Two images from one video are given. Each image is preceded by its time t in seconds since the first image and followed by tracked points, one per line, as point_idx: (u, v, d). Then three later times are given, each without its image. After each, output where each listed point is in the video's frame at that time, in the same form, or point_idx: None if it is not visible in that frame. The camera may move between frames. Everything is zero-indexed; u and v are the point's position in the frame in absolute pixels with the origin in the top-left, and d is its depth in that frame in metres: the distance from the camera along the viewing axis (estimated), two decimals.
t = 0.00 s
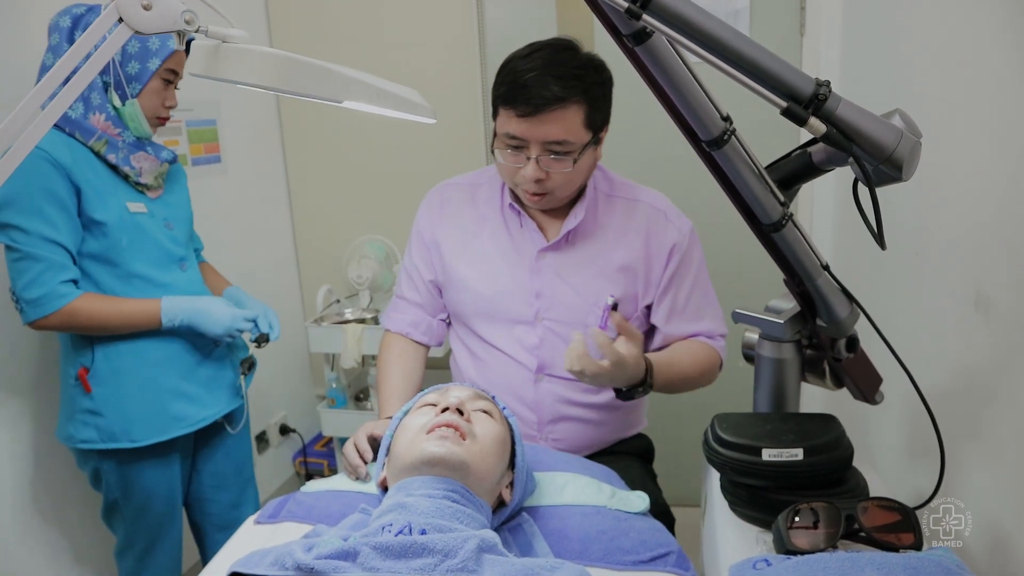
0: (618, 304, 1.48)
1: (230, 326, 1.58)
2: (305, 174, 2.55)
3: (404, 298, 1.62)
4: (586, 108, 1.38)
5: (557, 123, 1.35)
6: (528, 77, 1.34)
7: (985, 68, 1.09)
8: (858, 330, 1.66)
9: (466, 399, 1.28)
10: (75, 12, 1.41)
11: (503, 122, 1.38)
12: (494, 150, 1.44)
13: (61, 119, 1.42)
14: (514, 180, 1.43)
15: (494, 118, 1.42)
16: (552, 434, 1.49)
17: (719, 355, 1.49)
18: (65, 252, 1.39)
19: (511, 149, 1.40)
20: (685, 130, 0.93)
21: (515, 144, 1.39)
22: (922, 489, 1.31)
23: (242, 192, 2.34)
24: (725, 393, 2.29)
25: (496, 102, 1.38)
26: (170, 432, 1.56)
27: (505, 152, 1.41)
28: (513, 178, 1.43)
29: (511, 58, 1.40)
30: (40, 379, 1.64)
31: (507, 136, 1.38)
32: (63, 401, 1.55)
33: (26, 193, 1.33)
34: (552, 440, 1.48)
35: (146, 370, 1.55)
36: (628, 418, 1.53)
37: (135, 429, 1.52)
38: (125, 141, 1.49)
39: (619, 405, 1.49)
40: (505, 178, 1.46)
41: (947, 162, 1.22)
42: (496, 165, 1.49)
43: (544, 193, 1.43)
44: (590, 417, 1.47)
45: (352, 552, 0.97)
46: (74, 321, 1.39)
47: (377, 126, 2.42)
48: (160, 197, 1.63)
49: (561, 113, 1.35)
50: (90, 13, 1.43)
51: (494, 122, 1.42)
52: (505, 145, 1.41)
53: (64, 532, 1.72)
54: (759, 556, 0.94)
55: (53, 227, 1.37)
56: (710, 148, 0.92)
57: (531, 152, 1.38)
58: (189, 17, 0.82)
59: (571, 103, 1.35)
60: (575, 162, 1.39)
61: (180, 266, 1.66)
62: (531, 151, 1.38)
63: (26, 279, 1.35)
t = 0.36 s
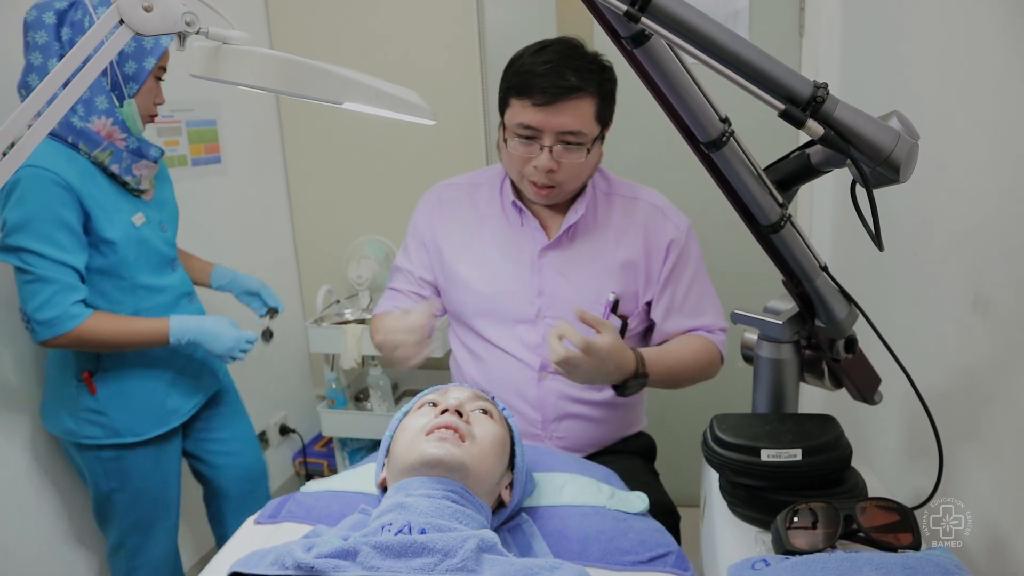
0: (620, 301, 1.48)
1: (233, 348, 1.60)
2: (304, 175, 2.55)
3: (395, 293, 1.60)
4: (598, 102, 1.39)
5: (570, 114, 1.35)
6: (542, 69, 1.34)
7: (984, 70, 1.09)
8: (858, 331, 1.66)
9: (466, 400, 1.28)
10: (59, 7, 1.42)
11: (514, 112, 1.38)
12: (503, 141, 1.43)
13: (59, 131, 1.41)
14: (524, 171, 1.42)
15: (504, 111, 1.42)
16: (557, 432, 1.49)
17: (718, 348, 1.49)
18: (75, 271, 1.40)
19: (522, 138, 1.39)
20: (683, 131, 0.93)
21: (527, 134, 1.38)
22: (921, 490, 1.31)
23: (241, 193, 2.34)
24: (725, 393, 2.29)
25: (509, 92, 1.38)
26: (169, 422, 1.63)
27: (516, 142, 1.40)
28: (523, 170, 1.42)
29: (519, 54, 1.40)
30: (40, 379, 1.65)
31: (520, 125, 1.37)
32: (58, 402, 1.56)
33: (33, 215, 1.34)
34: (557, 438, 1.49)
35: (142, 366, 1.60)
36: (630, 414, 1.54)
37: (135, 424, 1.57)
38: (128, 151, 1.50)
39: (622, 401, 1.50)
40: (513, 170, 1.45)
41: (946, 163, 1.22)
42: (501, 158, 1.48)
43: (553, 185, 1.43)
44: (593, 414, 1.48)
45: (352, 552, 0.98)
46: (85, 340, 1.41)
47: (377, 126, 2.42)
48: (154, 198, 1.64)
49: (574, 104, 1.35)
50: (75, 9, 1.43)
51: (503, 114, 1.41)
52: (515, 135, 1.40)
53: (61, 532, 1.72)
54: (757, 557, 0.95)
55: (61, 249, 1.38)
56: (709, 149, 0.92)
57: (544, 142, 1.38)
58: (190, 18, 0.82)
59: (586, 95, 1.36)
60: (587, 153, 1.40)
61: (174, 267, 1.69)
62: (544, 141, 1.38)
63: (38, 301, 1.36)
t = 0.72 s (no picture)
0: (625, 296, 1.49)
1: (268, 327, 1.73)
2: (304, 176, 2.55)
3: (391, 300, 1.56)
4: (596, 101, 1.39)
5: (570, 113, 1.35)
6: (539, 70, 1.34)
7: (983, 71, 1.09)
8: (858, 331, 1.66)
9: (466, 400, 1.28)
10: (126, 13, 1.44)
11: (513, 113, 1.37)
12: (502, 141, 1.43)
13: (117, 125, 1.49)
14: (524, 172, 1.42)
15: (501, 112, 1.42)
16: (565, 431, 1.49)
17: (717, 339, 1.51)
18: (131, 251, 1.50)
19: (522, 139, 1.39)
20: (682, 133, 0.93)
21: (526, 134, 1.38)
22: (920, 490, 1.31)
23: (241, 194, 2.34)
24: (725, 394, 2.29)
25: (507, 94, 1.37)
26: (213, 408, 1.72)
27: (516, 142, 1.39)
28: (523, 170, 1.42)
29: (514, 57, 1.40)
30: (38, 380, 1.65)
31: (520, 126, 1.37)
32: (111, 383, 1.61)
33: (94, 194, 1.44)
34: (566, 437, 1.49)
35: (187, 356, 1.66)
36: (633, 409, 1.55)
37: (185, 408, 1.65)
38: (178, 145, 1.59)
39: (627, 396, 1.51)
40: (511, 172, 1.45)
41: (944, 164, 1.22)
42: (500, 159, 1.48)
43: (554, 185, 1.42)
44: (600, 411, 1.49)
45: (352, 552, 0.98)
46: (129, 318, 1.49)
47: (376, 127, 2.42)
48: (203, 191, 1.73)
49: (573, 103, 1.35)
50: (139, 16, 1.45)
51: (501, 116, 1.41)
52: (515, 136, 1.39)
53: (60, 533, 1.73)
54: (756, 557, 0.95)
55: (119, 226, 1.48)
56: (707, 151, 0.92)
57: (545, 141, 1.37)
58: (190, 20, 0.82)
59: (584, 94, 1.36)
60: (587, 151, 1.40)
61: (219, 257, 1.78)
62: (544, 141, 1.37)
63: (96, 276, 1.46)
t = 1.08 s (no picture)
0: (632, 293, 1.49)
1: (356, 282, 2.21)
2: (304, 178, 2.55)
3: (388, 303, 1.56)
4: (597, 98, 1.39)
5: (571, 111, 1.35)
6: (538, 69, 1.34)
7: (982, 70, 1.09)
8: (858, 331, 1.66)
9: (467, 399, 1.28)
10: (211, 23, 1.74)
11: (514, 113, 1.37)
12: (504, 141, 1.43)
13: (219, 117, 1.87)
14: (527, 171, 1.42)
15: (501, 112, 1.42)
16: (574, 432, 1.49)
17: (723, 333, 1.51)
18: (253, 214, 1.86)
19: (523, 139, 1.39)
20: (683, 132, 0.93)
21: (528, 134, 1.38)
22: (921, 491, 1.31)
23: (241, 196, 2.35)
24: (726, 395, 2.29)
25: (507, 94, 1.37)
26: (281, 378, 1.99)
27: (517, 142, 1.39)
28: (525, 170, 1.42)
29: (514, 57, 1.40)
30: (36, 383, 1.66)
31: (521, 126, 1.37)
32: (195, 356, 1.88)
33: (220, 171, 1.79)
34: (574, 438, 1.48)
35: (269, 324, 1.97)
36: (637, 407, 1.55)
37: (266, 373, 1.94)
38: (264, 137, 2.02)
39: (632, 394, 1.52)
40: (514, 172, 1.45)
41: (944, 163, 1.22)
42: (501, 159, 1.48)
43: (557, 184, 1.42)
44: (607, 410, 1.49)
45: (353, 553, 0.98)
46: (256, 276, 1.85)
47: (376, 129, 2.43)
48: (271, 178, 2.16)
49: (574, 101, 1.35)
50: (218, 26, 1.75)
51: (501, 117, 1.41)
52: (516, 136, 1.39)
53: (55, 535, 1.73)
54: (758, 557, 0.95)
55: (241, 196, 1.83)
56: (708, 150, 0.92)
57: (546, 140, 1.38)
58: (190, 21, 0.83)
59: (584, 92, 1.36)
60: (589, 150, 1.40)
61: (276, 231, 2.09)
62: (546, 140, 1.37)
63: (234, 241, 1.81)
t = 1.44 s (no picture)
0: (632, 293, 1.49)
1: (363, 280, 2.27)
2: (305, 178, 2.55)
3: (386, 308, 1.55)
4: (587, 98, 1.39)
5: (561, 111, 1.35)
6: (528, 70, 1.34)
7: (983, 70, 1.10)
8: (859, 332, 1.66)
9: (468, 399, 1.28)
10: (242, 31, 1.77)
11: (504, 116, 1.37)
12: (496, 144, 1.43)
13: (233, 119, 1.89)
14: (520, 173, 1.41)
15: (492, 116, 1.42)
16: (575, 433, 1.48)
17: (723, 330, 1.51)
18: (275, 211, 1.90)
19: (514, 141, 1.38)
20: (684, 132, 0.93)
21: (519, 137, 1.38)
22: (922, 492, 1.31)
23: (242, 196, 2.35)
24: (727, 395, 2.29)
25: (498, 96, 1.37)
26: (312, 367, 2.07)
27: (509, 145, 1.39)
28: (518, 172, 1.42)
29: (503, 59, 1.40)
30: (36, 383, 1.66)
31: (512, 129, 1.37)
32: (234, 352, 1.95)
33: (245, 171, 1.83)
34: (575, 440, 1.48)
35: (299, 314, 2.06)
36: (638, 408, 1.54)
37: (299, 365, 2.02)
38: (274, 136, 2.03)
39: (631, 397, 1.49)
40: (507, 174, 1.44)
41: (944, 164, 1.23)
42: (494, 162, 1.48)
43: (550, 185, 1.42)
44: (607, 412, 1.48)
45: (353, 553, 0.98)
46: (281, 272, 1.91)
47: (377, 129, 2.43)
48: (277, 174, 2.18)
49: (565, 102, 1.35)
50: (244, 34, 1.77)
51: (493, 120, 1.41)
52: (507, 139, 1.39)
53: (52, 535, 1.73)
54: (759, 558, 0.95)
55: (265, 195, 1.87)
56: (709, 151, 0.92)
57: (538, 142, 1.37)
58: (191, 20, 0.83)
59: (574, 91, 1.36)
60: (581, 150, 1.40)
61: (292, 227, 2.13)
62: (537, 142, 1.37)
63: (262, 239, 1.87)
